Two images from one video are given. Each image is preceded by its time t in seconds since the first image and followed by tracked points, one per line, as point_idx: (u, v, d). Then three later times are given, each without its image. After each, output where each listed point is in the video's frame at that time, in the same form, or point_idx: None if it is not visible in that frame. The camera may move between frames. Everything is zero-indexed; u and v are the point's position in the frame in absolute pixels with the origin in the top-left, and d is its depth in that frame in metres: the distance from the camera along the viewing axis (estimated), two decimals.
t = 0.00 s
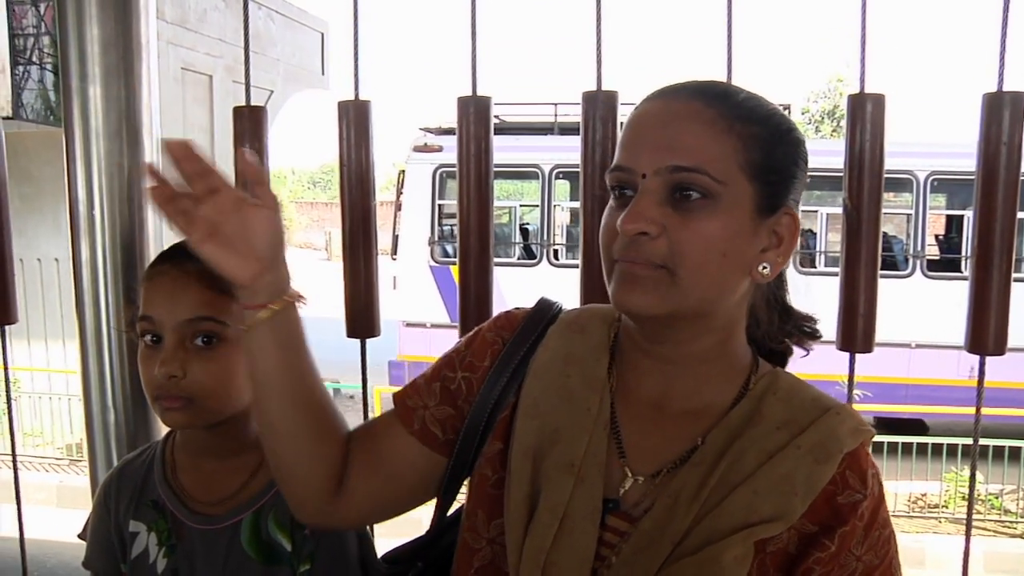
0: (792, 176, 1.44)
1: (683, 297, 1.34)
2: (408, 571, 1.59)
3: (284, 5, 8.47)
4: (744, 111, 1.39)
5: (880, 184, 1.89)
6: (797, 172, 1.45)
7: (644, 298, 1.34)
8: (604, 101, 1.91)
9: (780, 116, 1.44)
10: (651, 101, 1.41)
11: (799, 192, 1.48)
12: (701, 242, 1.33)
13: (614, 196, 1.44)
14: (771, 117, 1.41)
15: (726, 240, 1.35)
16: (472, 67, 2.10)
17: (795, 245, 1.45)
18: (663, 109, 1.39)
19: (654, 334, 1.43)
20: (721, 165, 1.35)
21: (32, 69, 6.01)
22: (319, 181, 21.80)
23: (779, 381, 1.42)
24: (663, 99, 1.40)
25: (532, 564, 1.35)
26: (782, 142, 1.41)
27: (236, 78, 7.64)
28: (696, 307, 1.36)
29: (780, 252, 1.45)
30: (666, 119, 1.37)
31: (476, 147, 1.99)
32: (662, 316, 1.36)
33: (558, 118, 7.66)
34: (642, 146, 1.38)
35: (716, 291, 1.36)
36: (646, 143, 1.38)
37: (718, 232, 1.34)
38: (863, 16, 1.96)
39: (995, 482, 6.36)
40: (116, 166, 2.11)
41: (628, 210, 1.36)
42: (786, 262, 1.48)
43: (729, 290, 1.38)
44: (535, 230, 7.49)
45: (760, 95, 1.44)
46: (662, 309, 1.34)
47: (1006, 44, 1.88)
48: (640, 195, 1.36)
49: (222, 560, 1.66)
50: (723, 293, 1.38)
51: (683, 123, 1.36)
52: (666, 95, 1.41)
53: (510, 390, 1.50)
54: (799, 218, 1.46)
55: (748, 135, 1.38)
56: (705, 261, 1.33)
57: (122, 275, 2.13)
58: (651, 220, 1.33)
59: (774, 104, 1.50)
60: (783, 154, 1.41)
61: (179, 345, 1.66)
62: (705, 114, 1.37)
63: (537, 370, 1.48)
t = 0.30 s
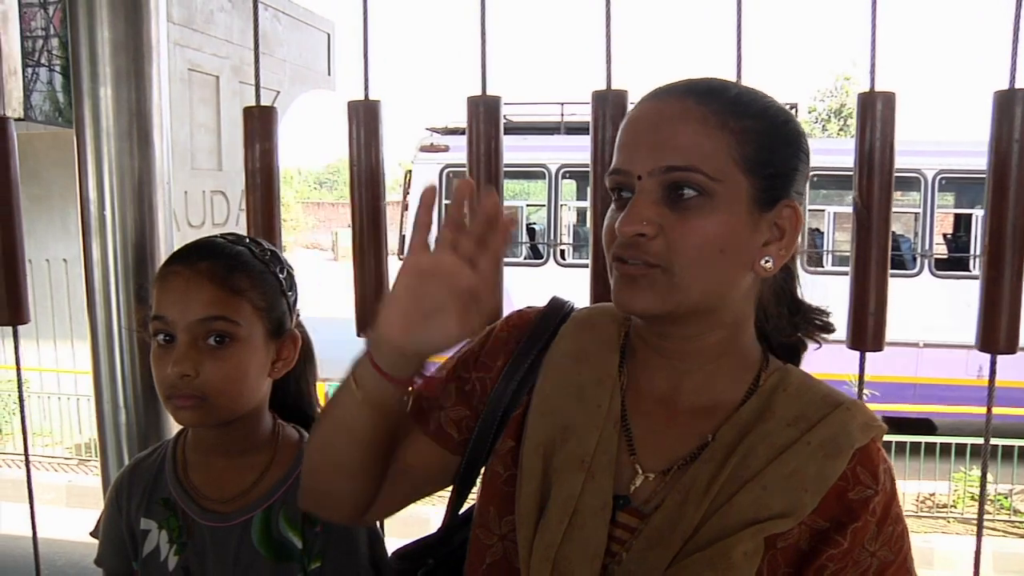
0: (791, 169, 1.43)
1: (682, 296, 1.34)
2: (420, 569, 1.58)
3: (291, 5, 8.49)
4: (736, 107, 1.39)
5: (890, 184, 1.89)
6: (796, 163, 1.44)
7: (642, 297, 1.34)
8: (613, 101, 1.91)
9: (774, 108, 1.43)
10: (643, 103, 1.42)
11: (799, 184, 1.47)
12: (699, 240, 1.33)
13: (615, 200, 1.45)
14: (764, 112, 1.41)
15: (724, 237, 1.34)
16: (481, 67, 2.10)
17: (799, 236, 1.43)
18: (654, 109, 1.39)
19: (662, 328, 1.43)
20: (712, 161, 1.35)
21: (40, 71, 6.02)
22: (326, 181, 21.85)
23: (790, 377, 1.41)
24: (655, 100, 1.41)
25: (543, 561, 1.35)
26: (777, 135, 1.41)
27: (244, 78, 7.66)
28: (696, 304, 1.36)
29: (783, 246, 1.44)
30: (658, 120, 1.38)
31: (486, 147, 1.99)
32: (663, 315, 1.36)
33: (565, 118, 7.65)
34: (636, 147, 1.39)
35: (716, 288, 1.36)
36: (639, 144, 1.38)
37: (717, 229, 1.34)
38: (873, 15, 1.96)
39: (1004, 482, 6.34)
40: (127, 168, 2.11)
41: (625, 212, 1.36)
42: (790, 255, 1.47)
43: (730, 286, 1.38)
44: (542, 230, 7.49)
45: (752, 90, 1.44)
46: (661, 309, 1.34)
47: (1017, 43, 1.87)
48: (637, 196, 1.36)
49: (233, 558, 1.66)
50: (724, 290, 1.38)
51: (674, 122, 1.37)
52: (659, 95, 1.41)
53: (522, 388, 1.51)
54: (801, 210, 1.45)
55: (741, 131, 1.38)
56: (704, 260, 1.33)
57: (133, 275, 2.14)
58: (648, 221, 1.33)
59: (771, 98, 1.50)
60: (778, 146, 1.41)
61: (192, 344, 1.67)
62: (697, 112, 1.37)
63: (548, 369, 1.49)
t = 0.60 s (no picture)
0: (802, 168, 1.44)
1: (695, 293, 1.34)
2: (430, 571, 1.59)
3: (296, 7, 8.50)
4: (748, 104, 1.40)
5: (897, 182, 1.89)
6: (807, 163, 1.45)
7: (656, 292, 1.34)
8: (621, 101, 1.91)
9: (786, 107, 1.44)
10: (656, 99, 1.42)
11: (810, 182, 1.48)
12: (712, 237, 1.33)
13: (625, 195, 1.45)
14: (775, 109, 1.42)
15: (737, 233, 1.35)
16: (489, 68, 2.11)
17: (809, 235, 1.44)
18: (669, 105, 1.40)
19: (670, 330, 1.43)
20: (727, 158, 1.35)
21: (47, 73, 6.05)
22: (332, 182, 21.90)
23: (800, 378, 1.42)
24: (669, 95, 1.41)
25: (555, 564, 1.36)
26: (788, 132, 1.42)
27: (250, 80, 7.67)
28: (709, 301, 1.35)
29: (793, 244, 1.44)
30: (672, 115, 1.38)
31: (494, 147, 1.99)
32: (676, 312, 1.36)
33: (571, 118, 7.66)
34: (648, 143, 1.39)
35: (729, 286, 1.36)
36: (651, 140, 1.39)
37: (729, 225, 1.34)
38: (880, 14, 1.96)
39: (1012, 481, 6.33)
40: (135, 170, 2.12)
41: (638, 207, 1.36)
42: (800, 254, 1.48)
43: (742, 286, 1.38)
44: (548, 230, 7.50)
45: (765, 88, 1.45)
46: (674, 305, 1.34)
47: None
48: (650, 191, 1.37)
49: (243, 557, 1.66)
50: (736, 289, 1.38)
51: (689, 118, 1.37)
52: (671, 91, 1.42)
53: (533, 391, 1.51)
54: (811, 208, 1.45)
55: (754, 127, 1.38)
56: (716, 257, 1.33)
57: (142, 277, 2.15)
58: (661, 217, 1.33)
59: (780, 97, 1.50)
60: (791, 145, 1.41)
61: (204, 346, 1.68)
62: (711, 109, 1.38)
63: (557, 373, 1.49)
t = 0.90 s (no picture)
0: (784, 159, 1.43)
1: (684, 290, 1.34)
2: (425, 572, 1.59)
3: (297, 7, 8.51)
4: (728, 98, 1.40)
5: (897, 184, 1.89)
6: (788, 155, 1.45)
7: (643, 291, 1.34)
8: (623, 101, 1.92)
9: (765, 100, 1.44)
10: (635, 97, 1.42)
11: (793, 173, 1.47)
12: (699, 234, 1.33)
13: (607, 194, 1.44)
14: (756, 102, 1.42)
15: (724, 228, 1.35)
16: (490, 69, 2.11)
17: (793, 227, 1.45)
18: (648, 103, 1.39)
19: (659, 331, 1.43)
20: (710, 152, 1.35)
21: (48, 74, 6.05)
22: (333, 182, 21.94)
23: (791, 372, 1.43)
24: (648, 93, 1.41)
25: (543, 564, 1.36)
26: (769, 124, 1.41)
27: (250, 80, 7.68)
28: (699, 298, 1.36)
29: (779, 237, 1.45)
30: (652, 113, 1.38)
31: (495, 148, 2.00)
32: (665, 310, 1.35)
33: (571, 119, 7.67)
34: (629, 142, 1.39)
35: (718, 282, 1.36)
36: (632, 138, 1.39)
37: (715, 221, 1.34)
38: (880, 16, 1.96)
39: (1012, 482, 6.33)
40: (136, 170, 2.12)
41: (622, 207, 1.36)
42: (786, 247, 1.48)
43: (731, 282, 1.39)
44: (548, 231, 7.52)
45: (743, 83, 1.44)
46: (664, 303, 1.34)
47: None
48: (633, 191, 1.36)
49: (245, 557, 1.67)
50: (725, 282, 1.37)
51: (669, 115, 1.37)
52: (650, 89, 1.41)
53: (521, 395, 1.51)
54: (795, 199, 1.45)
55: (735, 121, 1.38)
56: (705, 253, 1.33)
57: (143, 278, 2.15)
58: (647, 215, 1.33)
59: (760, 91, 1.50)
60: (771, 137, 1.41)
61: (206, 346, 1.68)
62: (691, 105, 1.38)
63: (548, 373, 1.50)
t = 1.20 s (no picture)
0: (757, 141, 1.40)
1: (669, 284, 1.33)
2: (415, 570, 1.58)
3: (292, 8, 8.51)
4: (695, 86, 1.36)
5: (891, 182, 1.89)
6: (761, 136, 1.41)
7: (627, 289, 1.34)
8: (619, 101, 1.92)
9: (733, 83, 1.40)
10: (603, 92, 1.39)
11: (768, 153, 1.44)
12: (680, 225, 1.32)
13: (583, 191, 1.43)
14: (724, 87, 1.38)
15: (704, 217, 1.33)
16: (483, 69, 2.11)
17: (772, 209, 1.42)
18: (616, 97, 1.37)
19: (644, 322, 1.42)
20: (683, 143, 1.33)
21: (43, 76, 6.05)
22: (330, 183, 21.96)
23: (779, 359, 1.40)
24: (615, 87, 1.38)
25: (533, 558, 1.35)
26: (740, 108, 1.38)
27: (246, 82, 7.68)
28: (684, 290, 1.35)
29: (759, 220, 1.42)
30: (621, 107, 1.36)
31: (488, 148, 1.99)
32: (654, 304, 1.35)
33: (567, 119, 7.67)
34: (600, 139, 1.37)
35: (702, 270, 1.35)
36: (603, 136, 1.37)
37: (693, 211, 1.33)
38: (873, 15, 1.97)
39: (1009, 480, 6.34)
40: (130, 172, 2.12)
41: (600, 204, 1.35)
42: (765, 229, 1.45)
43: (715, 270, 1.37)
44: (545, 231, 7.51)
45: (709, 66, 1.41)
46: (648, 299, 1.34)
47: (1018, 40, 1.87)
48: (610, 188, 1.35)
49: (242, 559, 1.66)
50: (708, 271, 1.36)
51: (637, 109, 1.35)
52: (617, 82, 1.39)
53: (512, 385, 1.52)
54: (771, 181, 1.43)
55: (706, 109, 1.35)
56: (687, 244, 1.32)
57: (139, 280, 2.15)
58: (625, 211, 1.32)
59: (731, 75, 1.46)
60: (743, 120, 1.38)
61: (201, 348, 1.67)
62: (658, 96, 1.35)
63: (534, 368, 1.50)
